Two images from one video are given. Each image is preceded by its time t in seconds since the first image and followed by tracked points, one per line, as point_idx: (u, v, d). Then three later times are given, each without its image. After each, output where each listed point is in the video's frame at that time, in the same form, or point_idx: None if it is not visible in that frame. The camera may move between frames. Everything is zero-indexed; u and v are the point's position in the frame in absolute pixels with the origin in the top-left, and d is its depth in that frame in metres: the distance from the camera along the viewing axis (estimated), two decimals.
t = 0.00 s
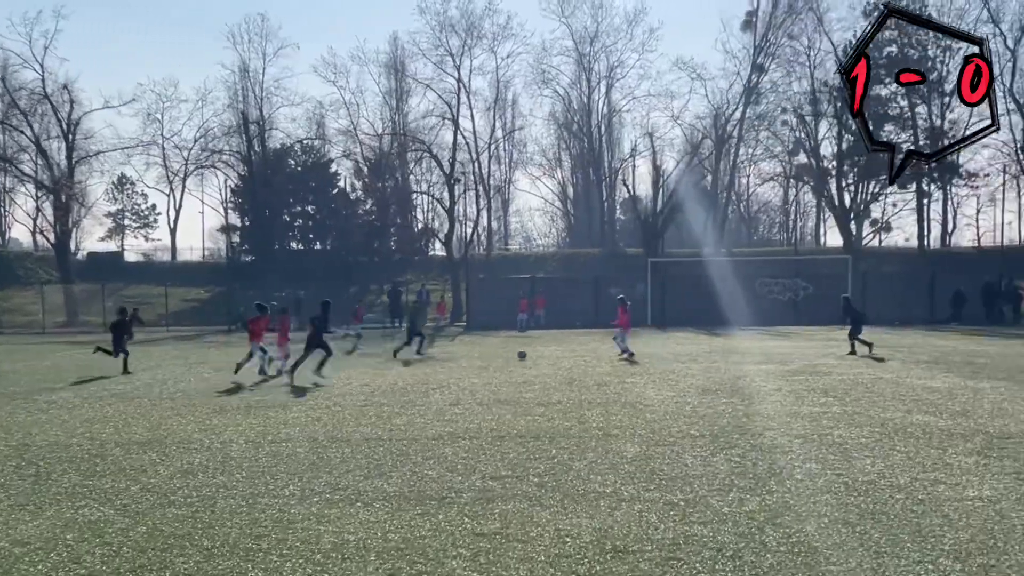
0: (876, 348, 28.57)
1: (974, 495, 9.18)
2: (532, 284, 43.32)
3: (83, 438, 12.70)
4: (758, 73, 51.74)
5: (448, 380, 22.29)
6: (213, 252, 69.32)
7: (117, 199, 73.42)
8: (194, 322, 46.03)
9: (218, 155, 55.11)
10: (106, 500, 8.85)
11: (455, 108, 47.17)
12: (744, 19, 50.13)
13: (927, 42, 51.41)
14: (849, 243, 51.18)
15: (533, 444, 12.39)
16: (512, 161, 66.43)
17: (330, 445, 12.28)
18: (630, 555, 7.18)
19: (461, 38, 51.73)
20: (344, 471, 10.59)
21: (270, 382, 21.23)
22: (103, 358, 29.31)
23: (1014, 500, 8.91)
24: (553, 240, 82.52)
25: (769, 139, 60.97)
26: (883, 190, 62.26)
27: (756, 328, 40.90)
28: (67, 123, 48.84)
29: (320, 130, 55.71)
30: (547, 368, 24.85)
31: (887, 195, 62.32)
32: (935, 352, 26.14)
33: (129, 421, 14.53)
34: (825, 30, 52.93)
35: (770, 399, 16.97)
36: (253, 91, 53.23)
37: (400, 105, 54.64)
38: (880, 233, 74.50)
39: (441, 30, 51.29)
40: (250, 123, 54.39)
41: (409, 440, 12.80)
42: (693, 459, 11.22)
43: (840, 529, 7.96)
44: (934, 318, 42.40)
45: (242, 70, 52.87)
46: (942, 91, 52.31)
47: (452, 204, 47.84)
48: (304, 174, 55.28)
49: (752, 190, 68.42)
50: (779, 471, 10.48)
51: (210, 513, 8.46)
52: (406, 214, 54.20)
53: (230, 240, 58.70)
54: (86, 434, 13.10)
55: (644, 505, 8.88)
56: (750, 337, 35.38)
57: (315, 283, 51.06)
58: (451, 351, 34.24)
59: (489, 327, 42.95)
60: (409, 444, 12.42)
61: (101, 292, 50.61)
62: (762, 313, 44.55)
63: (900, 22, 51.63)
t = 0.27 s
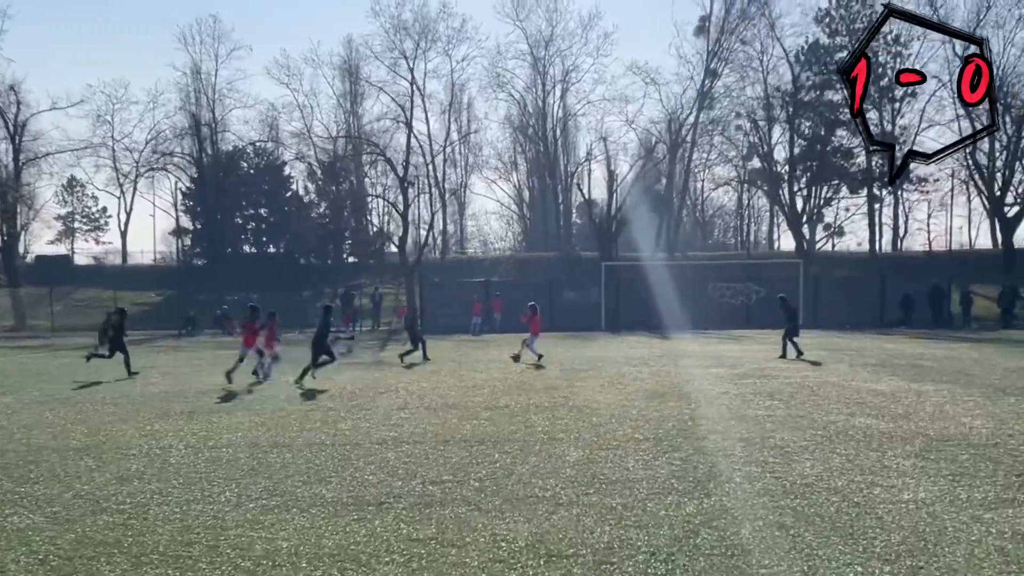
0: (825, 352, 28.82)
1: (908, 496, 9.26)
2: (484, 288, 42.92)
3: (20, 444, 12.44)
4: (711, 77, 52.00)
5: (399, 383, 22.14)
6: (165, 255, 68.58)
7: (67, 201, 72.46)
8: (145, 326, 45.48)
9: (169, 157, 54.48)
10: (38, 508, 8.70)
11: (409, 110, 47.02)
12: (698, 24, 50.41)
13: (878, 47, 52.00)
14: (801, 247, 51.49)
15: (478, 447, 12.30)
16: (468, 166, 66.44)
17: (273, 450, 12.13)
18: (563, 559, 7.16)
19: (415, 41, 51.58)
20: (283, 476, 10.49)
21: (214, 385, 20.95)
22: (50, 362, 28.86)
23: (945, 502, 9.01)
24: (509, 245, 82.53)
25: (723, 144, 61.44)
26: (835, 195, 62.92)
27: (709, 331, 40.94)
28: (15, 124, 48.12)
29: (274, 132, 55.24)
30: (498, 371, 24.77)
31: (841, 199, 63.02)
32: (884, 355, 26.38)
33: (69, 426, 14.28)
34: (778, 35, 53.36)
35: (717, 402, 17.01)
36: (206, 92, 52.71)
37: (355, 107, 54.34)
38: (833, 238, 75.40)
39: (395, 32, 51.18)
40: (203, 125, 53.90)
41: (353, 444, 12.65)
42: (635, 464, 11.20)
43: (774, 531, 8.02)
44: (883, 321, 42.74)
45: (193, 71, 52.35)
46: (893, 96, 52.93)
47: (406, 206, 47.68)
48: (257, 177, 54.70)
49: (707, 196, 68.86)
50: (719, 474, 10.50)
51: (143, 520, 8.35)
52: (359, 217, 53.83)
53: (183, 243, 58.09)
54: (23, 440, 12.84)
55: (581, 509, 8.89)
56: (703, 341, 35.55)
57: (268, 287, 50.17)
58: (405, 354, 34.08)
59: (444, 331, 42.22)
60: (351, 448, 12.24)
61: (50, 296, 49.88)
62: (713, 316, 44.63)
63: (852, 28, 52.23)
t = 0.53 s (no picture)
0: (784, 356, 28.96)
1: (853, 500, 9.29)
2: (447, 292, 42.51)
3: None
4: (673, 83, 52.11)
5: (357, 387, 22.04)
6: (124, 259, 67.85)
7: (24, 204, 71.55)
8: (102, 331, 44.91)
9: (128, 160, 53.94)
10: None
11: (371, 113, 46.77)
12: (661, 29, 50.49)
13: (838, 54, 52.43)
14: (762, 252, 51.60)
15: (429, 452, 12.24)
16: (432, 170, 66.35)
17: (220, 455, 11.99)
18: (503, 565, 7.13)
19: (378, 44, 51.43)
20: (228, 483, 10.38)
21: (167, 389, 20.70)
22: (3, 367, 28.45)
23: (889, 505, 9.06)
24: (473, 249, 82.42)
25: (687, 149, 61.72)
26: (797, 200, 63.32)
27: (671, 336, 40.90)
28: None
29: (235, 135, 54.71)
30: (457, 374, 24.66)
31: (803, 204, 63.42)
32: (841, 359, 26.55)
33: (16, 431, 14.06)
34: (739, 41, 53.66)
35: (672, 406, 17.01)
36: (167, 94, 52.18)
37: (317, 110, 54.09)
38: (796, 243, 75.91)
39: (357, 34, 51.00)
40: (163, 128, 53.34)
41: (304, 449, 12.55)
42: (585, 467, 11.19)
43: (717, 536, 8.02)
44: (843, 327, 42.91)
45: (153, 73, 51.89)
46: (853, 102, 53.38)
47: (367, 210, 47.46)
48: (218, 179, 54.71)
49: (670, 201, 69.12)
50: (667, 479, 10.48)
51: (83, 528, 8.25)
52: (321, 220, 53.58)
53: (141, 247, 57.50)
54: None
55: (527, 514, 8.86)
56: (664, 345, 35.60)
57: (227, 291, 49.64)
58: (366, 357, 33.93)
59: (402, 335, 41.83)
60: (300, 454, 12.13)
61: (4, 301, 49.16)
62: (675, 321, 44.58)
63: (813, 34, 52.62)
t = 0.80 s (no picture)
0: (746, 360, 28.97)
1: (799, 507, 9.25)
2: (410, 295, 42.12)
3: None
4: (639, 86, 51.99)
5: (313, 391, 21.78)
6: (84, 262, 66.97)
7: None
8: (59, 333, 44.30)
9: (88, 161, 53.30)
10: None
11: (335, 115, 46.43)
12: (626, 32, 50.30)
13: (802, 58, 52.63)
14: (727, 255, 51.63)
15: (377, 459, 12.06)
16: (397, 172, 65.99)
17: (164, 463, 11.76)
18: None
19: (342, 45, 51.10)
20: (169, 490, 10.21)
21: (119, 393, 20.37)
22: None
23: (835, 512, 9.02)
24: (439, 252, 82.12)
25: (653, 152, 61.76)
26: (762, 203, 63.55)
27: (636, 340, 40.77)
28: None
29: (197, 136, 54.22)
30: (416, 378, 24.46)
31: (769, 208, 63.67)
32: (802, 363, 26.59)
33: None
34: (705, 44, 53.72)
35: (629, 410, 16.93)
36: (128, 94, 51.62)
37: (281, 110, 53.69)
38: (762, 246, 76.20)
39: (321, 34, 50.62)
40: (124, 128, 52.77)
41: (251, 455, 12.35)
42: (534, 474, 11.07)
43: (660, 545, 7.94)
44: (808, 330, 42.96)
45: (114, 73, 51.31)
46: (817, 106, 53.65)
47: (331, 212, 47.16)
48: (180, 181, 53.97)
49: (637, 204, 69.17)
50: (616, 485, 10.39)
51: (14, 538, 8.08)
52: (285, 222, 53.10)
53: (101, 248, 56.78)
54: None
55: (470, 522, 8.75)
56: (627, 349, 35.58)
57: (189, 294, 49.12)
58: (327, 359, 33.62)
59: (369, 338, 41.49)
60: (247, 460, 11.92)
61: None
62: (640, 323, 44.44)
63: (777, 38, 52.82)
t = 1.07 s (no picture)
0: (708, 362, 29.04)
1: (742, 511, 9.25)
2: (375, 296, 41.80)
3: None
4: (604, 88, 51.57)
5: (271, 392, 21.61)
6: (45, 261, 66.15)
7: None
8: (18, 335, 43.73)
9: (50, 160, 52.68)
10: None
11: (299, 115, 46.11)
12: (593, 33, 50.00)
13: (768, 61, 52.80)
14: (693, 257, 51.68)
15: (326, 462, 11.95)
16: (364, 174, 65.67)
17: (108, 467, 11.59)
18: None
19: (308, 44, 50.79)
20: (111, 495, 10.07)
21: (73, 395, 20.11)
22: None
23: (777, 516, 9.03)
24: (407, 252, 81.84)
25: (621, 154, 61.76)
26: (729, 205, 63.78)
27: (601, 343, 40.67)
28: None
29: (161, 135, 53.73)
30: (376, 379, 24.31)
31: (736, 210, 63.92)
32: (762, 366, 26.67)
33: None
34: (671, 47, 53.76)
35: (585, 413, 16.89)
36: (90, 93, 51.08)
37: (246, 110, 53.30)
38: (729, 248, 76.53)
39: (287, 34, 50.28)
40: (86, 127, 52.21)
41: (199, 459, 12.20)
42: (482, 478, 11.01)
43: (600, 550, 7.93)
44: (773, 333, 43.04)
45: (77, 72, 50.78)
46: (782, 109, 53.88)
47: (295, 213, 46.85)
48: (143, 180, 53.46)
49: (604, 206, 69.23)
50: (562, 489, 10.35)
51: None
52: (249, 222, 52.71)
53: (63, 248, 56.14)
54: None
55: (411, 527, 8.69)
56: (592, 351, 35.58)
57: (151, 295, 48.62)
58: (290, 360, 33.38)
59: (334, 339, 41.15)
60: (193, 464, 11.77)
61: None
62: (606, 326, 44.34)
63: (743, 41, 52.99)
